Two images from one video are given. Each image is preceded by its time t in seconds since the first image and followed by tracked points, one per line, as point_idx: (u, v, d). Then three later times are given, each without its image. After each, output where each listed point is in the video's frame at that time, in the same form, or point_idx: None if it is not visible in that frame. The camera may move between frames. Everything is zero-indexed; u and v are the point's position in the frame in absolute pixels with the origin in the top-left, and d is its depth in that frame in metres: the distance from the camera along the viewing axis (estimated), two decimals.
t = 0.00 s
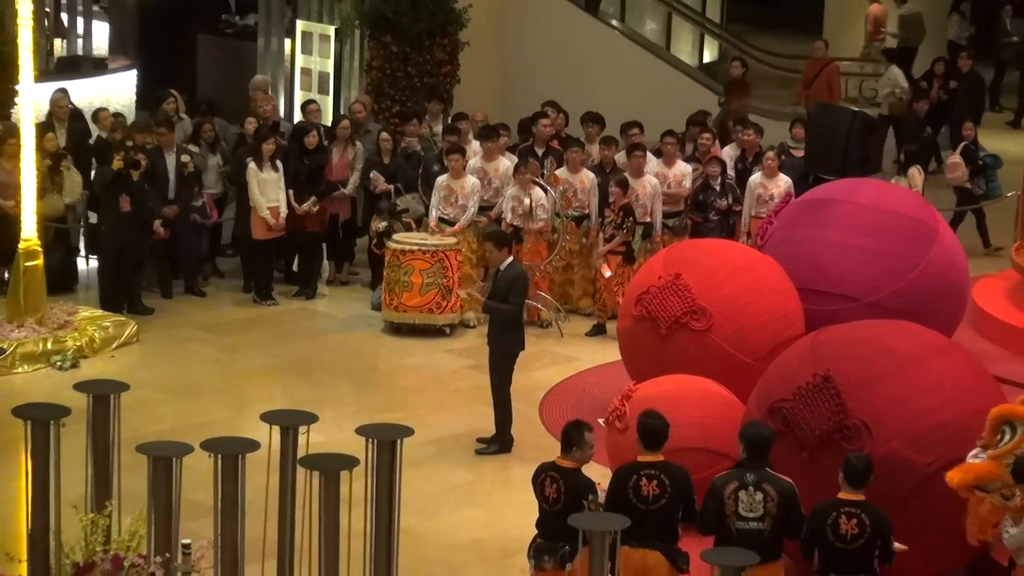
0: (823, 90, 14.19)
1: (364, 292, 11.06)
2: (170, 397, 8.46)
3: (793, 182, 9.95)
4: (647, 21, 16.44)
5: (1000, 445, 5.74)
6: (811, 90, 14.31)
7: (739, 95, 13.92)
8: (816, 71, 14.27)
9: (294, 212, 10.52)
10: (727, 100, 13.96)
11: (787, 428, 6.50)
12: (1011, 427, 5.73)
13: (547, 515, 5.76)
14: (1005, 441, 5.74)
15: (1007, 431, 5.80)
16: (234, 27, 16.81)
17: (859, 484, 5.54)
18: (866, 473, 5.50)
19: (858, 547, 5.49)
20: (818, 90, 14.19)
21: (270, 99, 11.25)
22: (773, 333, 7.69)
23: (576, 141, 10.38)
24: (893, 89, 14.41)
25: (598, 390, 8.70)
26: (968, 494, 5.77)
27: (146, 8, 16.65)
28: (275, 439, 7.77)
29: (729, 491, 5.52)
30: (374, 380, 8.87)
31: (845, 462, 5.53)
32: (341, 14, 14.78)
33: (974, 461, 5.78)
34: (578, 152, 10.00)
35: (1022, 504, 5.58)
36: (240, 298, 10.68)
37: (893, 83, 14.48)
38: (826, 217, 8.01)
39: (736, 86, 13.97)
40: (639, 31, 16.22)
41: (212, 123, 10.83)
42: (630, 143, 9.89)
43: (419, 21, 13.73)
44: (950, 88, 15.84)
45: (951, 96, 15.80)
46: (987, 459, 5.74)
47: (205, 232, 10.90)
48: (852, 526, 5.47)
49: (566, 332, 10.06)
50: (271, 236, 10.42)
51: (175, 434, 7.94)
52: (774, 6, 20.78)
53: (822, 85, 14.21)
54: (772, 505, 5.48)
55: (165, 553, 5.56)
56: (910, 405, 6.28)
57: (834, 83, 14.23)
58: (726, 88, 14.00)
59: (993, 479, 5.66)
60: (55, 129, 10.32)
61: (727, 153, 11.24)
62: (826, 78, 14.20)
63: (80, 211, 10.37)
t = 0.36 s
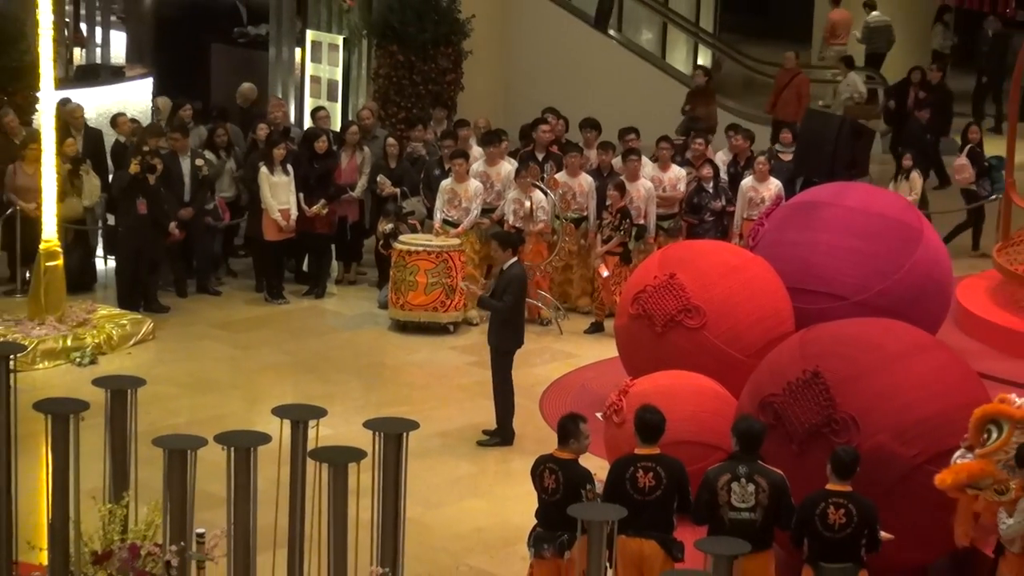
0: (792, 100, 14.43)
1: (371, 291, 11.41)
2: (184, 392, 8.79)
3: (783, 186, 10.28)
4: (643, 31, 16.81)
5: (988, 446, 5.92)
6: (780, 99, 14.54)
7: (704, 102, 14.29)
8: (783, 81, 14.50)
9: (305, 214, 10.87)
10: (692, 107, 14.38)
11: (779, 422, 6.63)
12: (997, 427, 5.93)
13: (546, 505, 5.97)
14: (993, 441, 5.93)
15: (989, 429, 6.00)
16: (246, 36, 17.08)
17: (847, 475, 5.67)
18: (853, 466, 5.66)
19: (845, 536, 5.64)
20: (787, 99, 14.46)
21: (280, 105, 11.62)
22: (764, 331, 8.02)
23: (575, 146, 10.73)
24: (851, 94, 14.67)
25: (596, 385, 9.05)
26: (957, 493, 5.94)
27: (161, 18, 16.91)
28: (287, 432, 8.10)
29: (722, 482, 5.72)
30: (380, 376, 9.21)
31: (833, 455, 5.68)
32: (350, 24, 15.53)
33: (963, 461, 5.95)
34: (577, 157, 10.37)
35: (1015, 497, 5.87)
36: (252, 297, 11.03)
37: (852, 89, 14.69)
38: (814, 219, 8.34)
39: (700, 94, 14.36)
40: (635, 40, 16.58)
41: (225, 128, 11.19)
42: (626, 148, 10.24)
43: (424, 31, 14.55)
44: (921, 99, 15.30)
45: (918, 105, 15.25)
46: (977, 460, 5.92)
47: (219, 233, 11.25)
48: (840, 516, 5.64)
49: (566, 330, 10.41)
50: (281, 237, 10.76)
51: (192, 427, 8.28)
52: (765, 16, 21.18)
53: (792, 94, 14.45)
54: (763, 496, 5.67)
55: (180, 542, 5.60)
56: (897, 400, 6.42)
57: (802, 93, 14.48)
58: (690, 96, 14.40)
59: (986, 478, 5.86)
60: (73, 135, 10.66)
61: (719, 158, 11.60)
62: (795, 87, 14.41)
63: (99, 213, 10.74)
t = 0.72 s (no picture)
0: (761, 110, 14.73)
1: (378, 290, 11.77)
2: (198, 388, 9.14)
3: (774, 190, 10.64)
4: (639, 40, 17.14)
5: (977, 436, 6.35)
6: (748, 109, 14.84)
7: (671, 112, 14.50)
8: (752, 92, 14.78)
9: (314, 216, 11.22)
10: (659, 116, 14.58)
11: (769, 417, 7.00)
12: (984, 418, 6.37)
13: (545, 497, 6.27)
14: (980, 431, 6.36)
15: (974, 422, 6.44)
16: (259, 46, 16.83)
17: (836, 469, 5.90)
18: (842, 460, 5.88)
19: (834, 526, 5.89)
20: (756, 109, 14.79)
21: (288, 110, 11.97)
22: (757, 329, 8.34)
23: (573, 151, 11.08)
24: (813, 103, 15.02)
25: (594, 381, 9.40)
26: (945, 483, 6.31)
27: (176, 29, 17.20)
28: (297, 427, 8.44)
29: (716, 474, 6.00)
30: (386, 372, 9.56)
31: (823, 450, 5.90)
32: (357, 34, 16.18)
33: (952, 451, 6.33)
34: (576, 162, 10.70)
35: (1001, 486, 6.31)
36: (263, 297, 11.37)
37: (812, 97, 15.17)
38: (805, 221, 8.67)
39: (668, 104, 14.58)
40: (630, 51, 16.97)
41: (237, 134, 11.52)
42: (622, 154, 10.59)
43: (429, 41, 14.93)
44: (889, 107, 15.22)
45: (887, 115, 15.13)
46: (966, 449, 6.32)
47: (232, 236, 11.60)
48: (828, 507, 5.87)
49: (565, 329, 10.77)
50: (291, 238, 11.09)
51: (205, 420, 8.63)
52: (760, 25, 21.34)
53: (759, 105, 14.79)
54: (755, 488, 5.97)
55: (194, 533, 5.83)
56: (883, 395, 6.73)
57: (771, 102, 14.80)
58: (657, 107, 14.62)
59: (976, 467, 6.25)
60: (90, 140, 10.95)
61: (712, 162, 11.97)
62: (763, 98, 14.75)
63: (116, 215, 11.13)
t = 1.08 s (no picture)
0: (732, 120, 15.14)
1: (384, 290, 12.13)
2: (211, 384, 9.49)
3: (765, 194, 11.01)
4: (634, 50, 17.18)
5: (957, 432, 6.62)
6: (719, 119, 15.26)
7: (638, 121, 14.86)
8: (724, 102, 15.22)
9: (323, 219, 11.59)
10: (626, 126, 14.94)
11: (760, 412, 7.28)
12: (963, 414, 6.65)
13: (546, 489, 6.59)
14: (959, 427, 6.64)
15: (954, 420, 6.71)
16: (270, 56, 17.10)
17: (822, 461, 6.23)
18: (829, 453, 6.18)
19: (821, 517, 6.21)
20: (727, 119, 15.19)
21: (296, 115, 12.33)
22: (749, 328, 8.69)
23: (572, 157, 11.46)
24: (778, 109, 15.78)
25: (593, 377, 9.76)
26: (928, 478, 6.54)
27: (190, 39, 17.33)
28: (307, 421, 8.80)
29: (709, 467, 6.32)
30: (392, 368, 9.92)
31: (812, 444, 6.21)
32: (363, 43, 16.45)
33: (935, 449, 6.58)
34: (575, 167, 11.09)
35: (984, 480, 6.44)
36: (274, 296, 11.72)
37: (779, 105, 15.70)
38: (795, 223, 9.00)
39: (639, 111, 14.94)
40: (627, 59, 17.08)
41: (248, 139, 11.86)
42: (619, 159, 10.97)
43: (433, 51, 15.36)
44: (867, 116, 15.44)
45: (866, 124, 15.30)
46: (947, 445, 6.58)
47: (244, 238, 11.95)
48: (817, 499, 6.18)
49: (565, 327, 11.13)
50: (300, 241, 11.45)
51: (218, 414, 8.99)
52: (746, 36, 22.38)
53: (731, 115, 15.18)
54: (747, 480, 6.30)
55: (207, 522, 6.15)
56: (867, 391, 7.07)
57: (742, 112, 15.18)
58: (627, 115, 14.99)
59: (958, 461, 6.47)
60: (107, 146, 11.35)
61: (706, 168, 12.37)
62: (734, 108, 15.14)
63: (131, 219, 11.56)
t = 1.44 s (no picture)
0: (704, 127, 15.49)
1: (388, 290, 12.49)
2: (223, 380, 9.85)
3: (757, 197, 11.38)
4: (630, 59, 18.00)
5: (935, 429, 6.92)
6: (691, 126, 15.62)
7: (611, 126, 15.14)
8: (696, 110, 15.58)
9: (330, 222, 11.95)
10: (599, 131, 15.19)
11: (751, 407, 7.58)
12: (940, 411, 6.95)
13: (545, 482, 6.94)
14: (938, 424, 6.93)
15: (932, 416, 7.00)
16: (278, 64, 17.76)
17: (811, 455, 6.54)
18: (816, 447, 6.53)
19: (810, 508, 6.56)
20: (698, 126, 15.54)
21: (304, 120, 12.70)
22: (740, 327, 9.04)
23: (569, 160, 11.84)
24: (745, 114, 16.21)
25: (590, 374, 10.13)
26: (910, 475, 6.87)
27: (202, 48, 17.84)
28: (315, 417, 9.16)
29: (702, 460, 6.62)
30: (397, 365, 10.28)
31: (800, 438, 6.55)
32: (370, 53, 16.85)
33: (914, 446, 6.90)
34: (572, 171, 11.49)
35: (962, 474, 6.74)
36: (283, 296, 12.08)
37: (747, 110, 16.21)
38: (784, 226, 9.34)
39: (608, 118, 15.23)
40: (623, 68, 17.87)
41: (257, 145, 12.17)
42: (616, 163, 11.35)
43: (437, 59, 15.75)
44: (839, 121, 15.37)
45: (840, 131, 15.39)
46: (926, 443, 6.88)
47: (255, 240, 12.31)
48: (806, 491, 6.53)
49: (564, 326, 11.48)
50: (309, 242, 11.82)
51: (230, 410, 9.34)
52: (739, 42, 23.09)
53: (703, 123, 15.53)
54: (738, 473, 6.59)
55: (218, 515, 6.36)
56: (850, 387, 7.41)
57: (713, 119, 15.53)
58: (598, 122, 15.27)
59: (937, 458, 6.79)
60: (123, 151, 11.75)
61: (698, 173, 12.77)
62: (705, 116, 15.49)
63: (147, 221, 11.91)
